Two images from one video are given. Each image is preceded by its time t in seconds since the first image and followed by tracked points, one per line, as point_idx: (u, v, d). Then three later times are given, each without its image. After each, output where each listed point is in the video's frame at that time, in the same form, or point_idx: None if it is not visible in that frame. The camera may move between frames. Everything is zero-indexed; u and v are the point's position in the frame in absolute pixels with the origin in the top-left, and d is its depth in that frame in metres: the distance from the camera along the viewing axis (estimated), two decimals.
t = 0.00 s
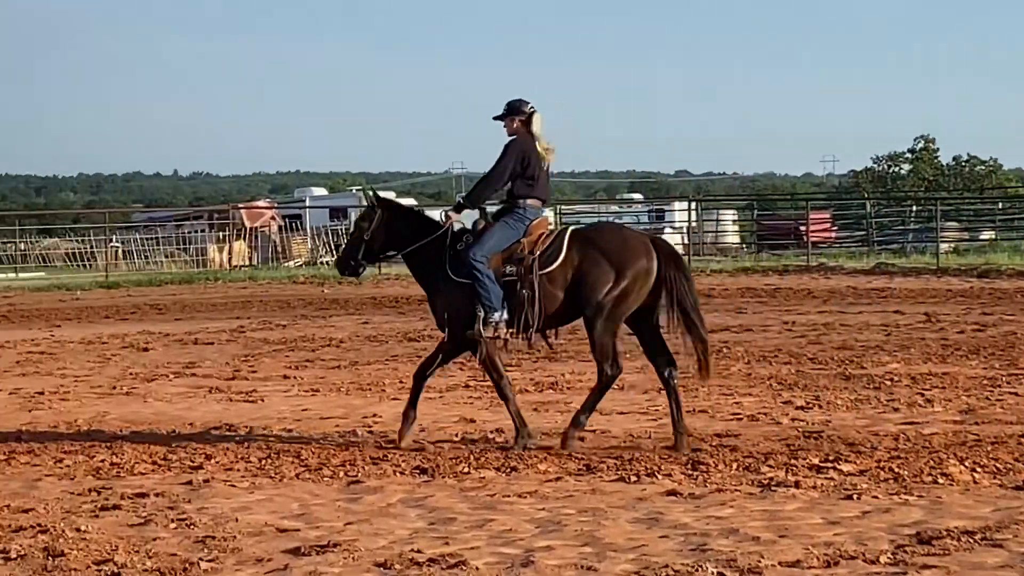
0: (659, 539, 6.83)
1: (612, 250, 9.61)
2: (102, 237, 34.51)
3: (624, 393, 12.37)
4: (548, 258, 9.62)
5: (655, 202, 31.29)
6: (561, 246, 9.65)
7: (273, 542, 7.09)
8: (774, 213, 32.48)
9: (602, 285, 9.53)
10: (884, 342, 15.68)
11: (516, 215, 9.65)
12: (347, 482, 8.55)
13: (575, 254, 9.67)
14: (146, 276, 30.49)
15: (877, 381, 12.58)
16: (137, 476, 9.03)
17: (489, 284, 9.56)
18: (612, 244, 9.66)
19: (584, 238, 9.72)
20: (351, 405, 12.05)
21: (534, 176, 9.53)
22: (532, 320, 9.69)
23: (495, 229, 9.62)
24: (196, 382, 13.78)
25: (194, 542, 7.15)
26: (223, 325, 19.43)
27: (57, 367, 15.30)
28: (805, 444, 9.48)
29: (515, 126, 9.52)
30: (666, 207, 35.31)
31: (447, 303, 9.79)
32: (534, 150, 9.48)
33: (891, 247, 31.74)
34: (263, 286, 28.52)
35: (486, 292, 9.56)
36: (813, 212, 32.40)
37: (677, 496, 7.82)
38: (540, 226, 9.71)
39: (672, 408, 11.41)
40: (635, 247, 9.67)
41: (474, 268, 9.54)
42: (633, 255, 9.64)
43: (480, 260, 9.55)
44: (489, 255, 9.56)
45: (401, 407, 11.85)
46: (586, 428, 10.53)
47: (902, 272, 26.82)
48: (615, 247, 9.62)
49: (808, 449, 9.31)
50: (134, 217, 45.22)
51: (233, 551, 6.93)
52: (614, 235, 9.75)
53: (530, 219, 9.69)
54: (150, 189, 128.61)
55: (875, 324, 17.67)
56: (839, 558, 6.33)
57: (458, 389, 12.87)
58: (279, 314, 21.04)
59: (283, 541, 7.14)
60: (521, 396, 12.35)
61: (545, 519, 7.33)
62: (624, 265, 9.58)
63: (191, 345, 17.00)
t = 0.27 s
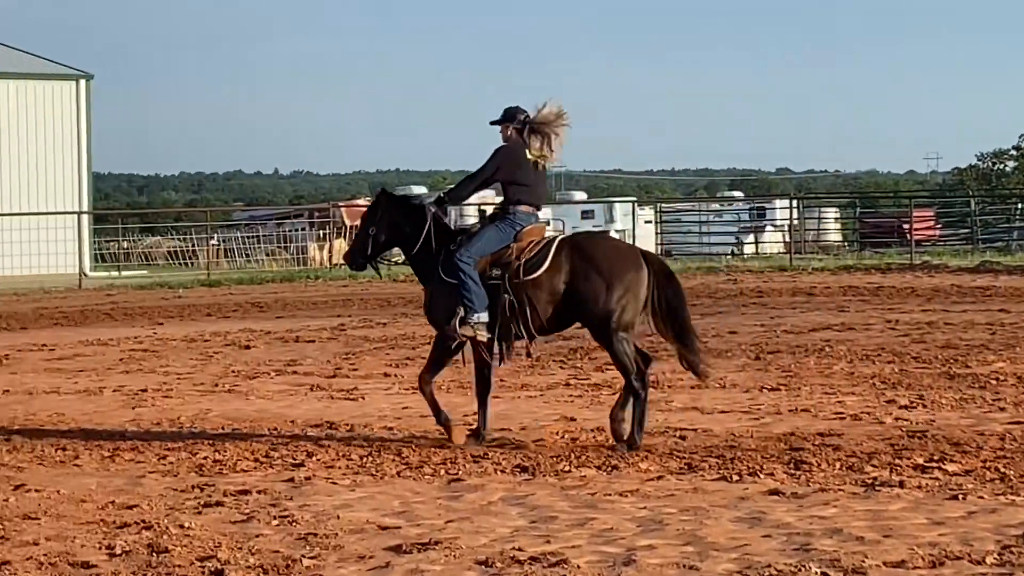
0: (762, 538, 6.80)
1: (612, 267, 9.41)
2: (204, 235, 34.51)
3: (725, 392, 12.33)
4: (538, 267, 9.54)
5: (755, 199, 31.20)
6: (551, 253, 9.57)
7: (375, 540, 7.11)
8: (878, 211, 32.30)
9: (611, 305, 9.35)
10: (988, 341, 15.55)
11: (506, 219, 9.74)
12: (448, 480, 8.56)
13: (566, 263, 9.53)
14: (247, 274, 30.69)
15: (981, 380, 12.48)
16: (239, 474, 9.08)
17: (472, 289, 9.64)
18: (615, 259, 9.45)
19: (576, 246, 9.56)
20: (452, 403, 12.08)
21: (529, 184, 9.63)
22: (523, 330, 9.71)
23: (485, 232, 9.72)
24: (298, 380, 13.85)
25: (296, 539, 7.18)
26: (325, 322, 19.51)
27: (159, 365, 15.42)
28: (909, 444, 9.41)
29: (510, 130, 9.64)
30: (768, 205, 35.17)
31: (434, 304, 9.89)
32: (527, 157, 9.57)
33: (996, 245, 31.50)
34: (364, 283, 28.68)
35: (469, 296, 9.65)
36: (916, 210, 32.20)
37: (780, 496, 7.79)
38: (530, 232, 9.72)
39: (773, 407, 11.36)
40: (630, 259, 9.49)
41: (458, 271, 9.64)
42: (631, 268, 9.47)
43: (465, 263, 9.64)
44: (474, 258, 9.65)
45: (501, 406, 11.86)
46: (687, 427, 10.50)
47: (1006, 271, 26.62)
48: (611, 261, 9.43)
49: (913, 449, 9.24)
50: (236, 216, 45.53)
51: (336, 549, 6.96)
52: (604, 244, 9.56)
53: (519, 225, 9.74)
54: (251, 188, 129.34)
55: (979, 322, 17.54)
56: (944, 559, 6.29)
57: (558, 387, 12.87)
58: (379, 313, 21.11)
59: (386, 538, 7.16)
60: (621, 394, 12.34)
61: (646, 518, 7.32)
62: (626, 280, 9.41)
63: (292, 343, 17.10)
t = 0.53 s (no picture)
0: (857, 538, 6.77)
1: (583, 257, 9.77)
2: (297, 235, 34.95)
3: (819, 391, 12.28)
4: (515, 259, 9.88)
5: (849, 198, 31.04)
6: (528, 244, 9.90)
7: (469, 538, 7.12)
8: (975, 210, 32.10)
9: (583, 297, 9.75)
10: None
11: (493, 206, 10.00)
12: (541, 478, 8.57)
13: (543, 257, 9.86)
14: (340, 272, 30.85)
15: None
16: (333, 471, 9.12)
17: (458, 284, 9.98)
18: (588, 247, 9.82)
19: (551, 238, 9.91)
20: (545, 401, 12.09)
21: (513, 171, 9.83)
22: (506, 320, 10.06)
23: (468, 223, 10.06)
24: (391, 378, 13.89)
25: (390, 537, 7.21)
26: (419, 320, 19.56)
27: (253, 362, 15.50)
28: (1006, 444, 9.33)
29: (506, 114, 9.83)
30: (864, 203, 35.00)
31: (427, 297, 10.23)
32: (522, 146, 9.76)
33: None
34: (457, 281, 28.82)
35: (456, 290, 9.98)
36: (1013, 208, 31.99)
37: (876, 496, 7.75)
38: (513, 221, 9.99)
39: (868, 407, 11.30)
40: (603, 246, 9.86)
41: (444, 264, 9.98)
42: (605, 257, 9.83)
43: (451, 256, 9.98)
44: (460, 249, 9.98)
45: (594, 404, 11.85)
46: (781, 425, 10.46)
47: None
48: (583, 252, 9.80)
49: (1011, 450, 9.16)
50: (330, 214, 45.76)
51: (429, 546, 6.97)
52: (582, 237, 9.89)
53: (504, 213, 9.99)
54: (345, 186, 129.77)
55: None
56: None
57: (652, 385, 12.85)
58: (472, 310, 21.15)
59: (479, 536, 7.17)
60: (713, 393, 12.31)
61: (741, 517, 7.29)
62: (599, 274, 9.78)
63: (385, 340, 17.15)
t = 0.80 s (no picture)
0: (945, 539, 6.73)
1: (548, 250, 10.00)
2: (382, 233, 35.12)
3: (906, 390, 12.22)
4: (491, 255, 10.06)
5: (937, 197, 30.83)
6: (505, 239, 10.08)
7: (554, 537, 7.13)
8: None
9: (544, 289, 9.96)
10: None
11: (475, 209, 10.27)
12: (626, 477, 8.57)
13: (517, 248, 10.07)
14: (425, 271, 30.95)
15: None
16: (418, 469, 9.15)
17: (437, 282, 10.18)
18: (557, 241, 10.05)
19: (524, 233, 10.13)
20: (631, 400, 12.09)
21: (494, 174, 10.15)
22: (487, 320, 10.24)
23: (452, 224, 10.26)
24: (476, 376, 13.91)
25: (475, 535, 7.22)
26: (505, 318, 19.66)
27: (338, 361, 15.56)
28: None
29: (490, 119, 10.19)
30: (950, 202, 34.81)
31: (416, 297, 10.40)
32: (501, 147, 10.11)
33: None
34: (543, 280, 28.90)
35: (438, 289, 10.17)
36: None
37: (963, 496, 7.70)
38: (495, 220, 10.22)
39: (956, 407, 11.24)
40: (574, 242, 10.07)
41: (426, 263, 10.19)
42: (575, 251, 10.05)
43: (432, 255, 10.20)
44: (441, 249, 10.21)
45: (680, 403, 11.84)
46: (867, 425, 10.43)
47: None
48: (554, 245, 10.02)
49: None
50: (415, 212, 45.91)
51: (514, 544, 6.99)
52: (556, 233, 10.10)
53: (487, 214, 10.25)
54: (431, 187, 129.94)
55: None
56: None
57: (738, 384, 12.82)
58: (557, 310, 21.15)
59: (565, 535, 7.18)
60: (799, 393, 12.26)
61: (827, 517, 7.27)
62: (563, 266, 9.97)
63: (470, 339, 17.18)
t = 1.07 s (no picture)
0: None
1: (533, 262, 10.12)
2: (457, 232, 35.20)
3: (984, 391, 12.15)
4: (465, 263, 10.34)
5: (1014, 197, 30.63)
6: (478, 248, 10.38)
7: (631, 536, 7.12)
8: None
9: (535, 299, 10.07)
10: None
11: (454, 217, 10.59)
12: (703, 477, 8.56)
13: (494, 261, 10.26)
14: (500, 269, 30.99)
15: None
16: (494, 468, 9.16)
17: (412, 287, 10.62)
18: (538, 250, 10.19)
19: (505, 242, 10.29)
20: (707, 400, 12.06)
21: (471, 184, 10.54)
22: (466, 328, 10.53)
23: (432, 231, 10.66)
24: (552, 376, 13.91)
25: (551, 535, 7.22)
26: (580, 316, 19.68)
27: (413, 360, 15.59)
28: None
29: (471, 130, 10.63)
30: None
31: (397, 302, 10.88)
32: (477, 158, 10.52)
33: None
34: (618, 279, 28.88)
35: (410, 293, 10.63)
36: None
37: None
38: (472, 230, 10.52)
39: None
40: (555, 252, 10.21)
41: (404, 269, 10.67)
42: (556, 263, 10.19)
43: (412, 260, 10.68)
44: (418, 255, 10.67)
45: (757, 403, 11.80)
46: (945, 426, 10.37)
47: None
48: (536, 258, 10.12)
49: None
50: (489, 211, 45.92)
51: (590, 544, 6.98)
52: (532, 245, 10.19)
53: (465, 222, 10.56)
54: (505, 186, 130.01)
55: None
56: None
57: (815, 385, 12.78)
58: (632, 309, 21.12)
59: (641, 534, 7.17)
60: (877, 393, 12.21)
61: (906, 518, 7.24)
62: (547, 278, 10.09)
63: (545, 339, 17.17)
